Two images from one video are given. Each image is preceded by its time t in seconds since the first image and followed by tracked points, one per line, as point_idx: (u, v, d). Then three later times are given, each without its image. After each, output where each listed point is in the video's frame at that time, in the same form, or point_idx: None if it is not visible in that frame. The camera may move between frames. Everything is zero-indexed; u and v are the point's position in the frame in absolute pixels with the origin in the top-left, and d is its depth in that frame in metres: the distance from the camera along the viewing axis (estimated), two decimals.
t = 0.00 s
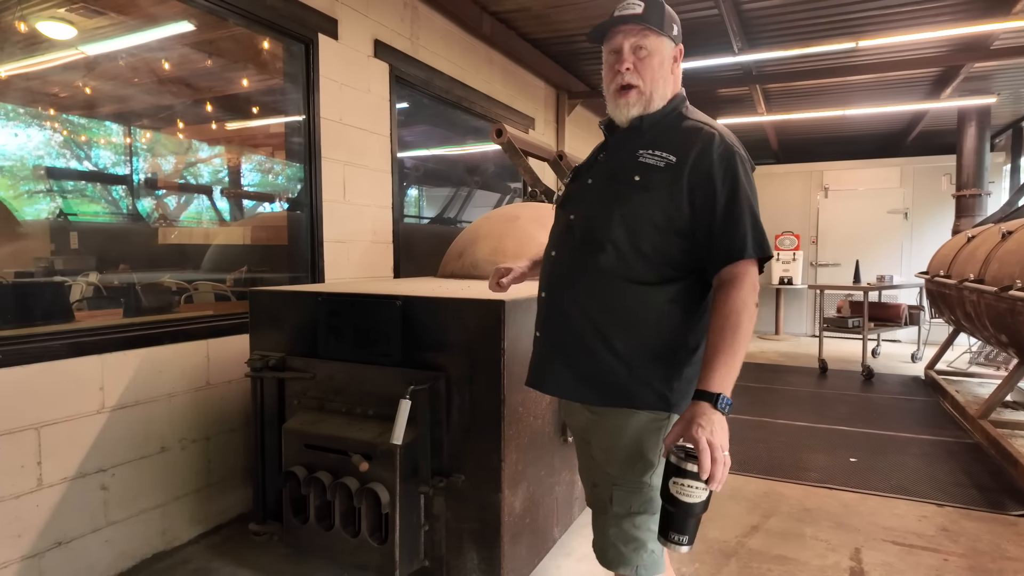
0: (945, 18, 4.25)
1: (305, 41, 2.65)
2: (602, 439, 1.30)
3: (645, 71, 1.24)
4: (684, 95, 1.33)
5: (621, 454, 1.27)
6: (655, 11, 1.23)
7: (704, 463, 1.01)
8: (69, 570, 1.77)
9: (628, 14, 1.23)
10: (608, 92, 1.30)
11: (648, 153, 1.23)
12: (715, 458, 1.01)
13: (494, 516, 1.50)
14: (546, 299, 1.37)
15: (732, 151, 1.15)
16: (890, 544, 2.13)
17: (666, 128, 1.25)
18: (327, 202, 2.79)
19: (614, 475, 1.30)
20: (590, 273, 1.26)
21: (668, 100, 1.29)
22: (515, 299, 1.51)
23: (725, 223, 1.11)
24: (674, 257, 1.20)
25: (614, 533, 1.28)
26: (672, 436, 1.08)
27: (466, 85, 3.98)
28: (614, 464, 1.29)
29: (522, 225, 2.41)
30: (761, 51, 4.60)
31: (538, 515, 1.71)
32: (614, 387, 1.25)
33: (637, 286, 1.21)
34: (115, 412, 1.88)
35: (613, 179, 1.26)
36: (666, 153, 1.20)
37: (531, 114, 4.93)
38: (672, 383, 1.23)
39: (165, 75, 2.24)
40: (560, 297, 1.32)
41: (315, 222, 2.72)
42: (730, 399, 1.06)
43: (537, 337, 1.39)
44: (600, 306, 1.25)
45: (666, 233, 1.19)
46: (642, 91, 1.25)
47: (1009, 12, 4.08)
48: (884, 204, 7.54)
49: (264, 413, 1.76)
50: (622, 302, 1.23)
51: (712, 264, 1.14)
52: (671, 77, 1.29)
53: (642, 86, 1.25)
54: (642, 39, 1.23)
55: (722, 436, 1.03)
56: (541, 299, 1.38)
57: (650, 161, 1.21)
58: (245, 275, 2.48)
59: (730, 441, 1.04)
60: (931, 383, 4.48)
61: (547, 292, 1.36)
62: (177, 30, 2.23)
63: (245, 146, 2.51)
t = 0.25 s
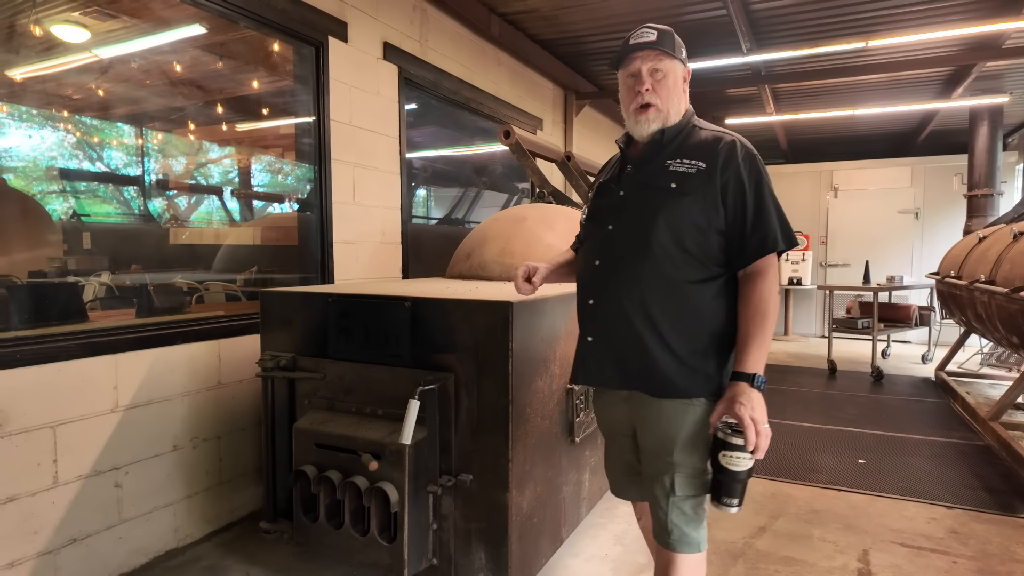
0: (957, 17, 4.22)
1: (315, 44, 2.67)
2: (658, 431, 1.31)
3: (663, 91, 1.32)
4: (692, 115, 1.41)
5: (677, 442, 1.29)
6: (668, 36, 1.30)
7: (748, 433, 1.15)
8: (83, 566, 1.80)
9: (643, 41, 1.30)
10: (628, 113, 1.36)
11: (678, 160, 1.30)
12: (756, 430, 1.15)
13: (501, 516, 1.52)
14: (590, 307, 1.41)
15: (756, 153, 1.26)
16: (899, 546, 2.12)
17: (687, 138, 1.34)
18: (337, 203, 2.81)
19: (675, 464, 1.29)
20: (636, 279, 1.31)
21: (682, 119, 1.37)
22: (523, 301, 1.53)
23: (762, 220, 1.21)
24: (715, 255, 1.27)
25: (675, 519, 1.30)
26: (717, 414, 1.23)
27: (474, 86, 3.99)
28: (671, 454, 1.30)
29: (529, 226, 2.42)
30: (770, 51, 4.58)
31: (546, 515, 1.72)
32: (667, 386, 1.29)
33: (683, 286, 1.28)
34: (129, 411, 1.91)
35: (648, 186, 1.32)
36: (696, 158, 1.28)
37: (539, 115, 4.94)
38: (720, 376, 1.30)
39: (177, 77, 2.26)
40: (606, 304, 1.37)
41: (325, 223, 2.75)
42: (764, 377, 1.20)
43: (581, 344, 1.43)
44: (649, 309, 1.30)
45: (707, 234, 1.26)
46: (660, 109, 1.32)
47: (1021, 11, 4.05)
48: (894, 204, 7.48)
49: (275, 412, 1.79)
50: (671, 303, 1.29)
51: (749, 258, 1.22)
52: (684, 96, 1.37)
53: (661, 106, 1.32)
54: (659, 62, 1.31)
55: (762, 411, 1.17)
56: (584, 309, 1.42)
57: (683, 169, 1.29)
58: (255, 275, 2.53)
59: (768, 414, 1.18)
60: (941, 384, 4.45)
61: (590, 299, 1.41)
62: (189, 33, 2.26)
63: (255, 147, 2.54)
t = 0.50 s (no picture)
0: (962, 18, 4.22)
1: (323, 47, 2.70)
2: (716, 420, 1.42)
3: (682, 96, 1.48)
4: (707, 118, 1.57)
5: (734, 430, 1.40)
6: (686, 46, 1.47)
7: (822, 416, 1.37)
8: (95, 563, 1.83)
9: (664, 49, 1.47)
10: (649, 115, 1.51)
11: (705, 162, 1.44)
12: (826, 412, 1.36)
13: (508, 515, 1.54)
14: (633, 304, 1.52)
15: (774, 151, 1.42)
16: (903, 546, 2.13)
17: (707, 140, 1.49)
18: (344, 205, 2.83)
19: (728, 452, 1.41)
20: (679, 273, 1.44)
21: (699, 121, 1.53)
22: (529, 302, 1.54)
23: (788, 212, 1.38)
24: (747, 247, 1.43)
25: (733, 504, 1.40)
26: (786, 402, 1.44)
27: (480, 88, 4.02)
28: (729, 442, 1.41)
29: (534, 228, 2.44)
30: (774, 53, 4.59)
31: (552, 515, 1.74)
32: (717, 372, 1.42)
33: (723, 277, 1.43)
34: (140, 411, 1.94)
35: (683, 189, 1.44)
36: (723, 160, 1.43)
37: (544, 116, 4.96)
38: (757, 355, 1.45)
39: (185, 79, 2.30)
40: (653, 300, 1.48)
41: (332, 225, 2.76)
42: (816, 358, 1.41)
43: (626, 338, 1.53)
44: (695, 301, 1.43)
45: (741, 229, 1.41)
46: (681, 112, 1.48)
47: None
48: (899, 205, 7.47)
49: (284, 412, 1.81)
50: (714, 295, 1.43)
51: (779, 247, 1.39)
52: (701, 101, 1.53)
53: (681, 108, 1.48)
54: (678, 70, 1.48)
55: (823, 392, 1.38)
56: (627, 307, 1.53)
57: (713, 170, 1.43)
58: (262, 275, 2.55)
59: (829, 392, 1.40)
60: (946, 386, 4.45)
61: (634, 297, 1.51)
62: (198, 35, 2.28)
63: (262, 148, 2.57)
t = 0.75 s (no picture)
0: (963, 21, 4.24)
1: (328, 51, 2.72)
2: (754, 422, 1.47)
3: (726, 97, 1.50)
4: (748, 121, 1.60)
5: (774, 429, 1.46)
6: (732, 50, 1.50)
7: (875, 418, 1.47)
8: (105, 561, 1.85)
9: (710, 52, 1.50)
10: (691, 116, 1.54)
11: (750, 165, 1.47)
12: (879, 413, 1.45)
13: (512, 513, 1.56)
14: (671, 300, 1.53)
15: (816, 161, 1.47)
16: (902, 545, 2.15)
17: (748, 145, 1.53)
18: (349, 207, 2.86)
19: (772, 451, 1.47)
20: (721, 273, 1.47)
21: (740, 123, 1.56)
22: (533, 304, 1.56)
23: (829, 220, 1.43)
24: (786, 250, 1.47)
25: (785, 496, 1.47)
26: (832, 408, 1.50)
27: (483, 90, 4.04)
28: (771, 441, 1.46)
29: (537, 230, 2.46)
30: (776, 55, 4.61)
31: (555, 514, 1.76)
32: (752, 370, 1.46)
33: (763, 279, 1.47)
34: (149, 410, 1.97)
35: (728, 190, 1.47)
36: (768, 165, 1.46)
37: (547, 118, 4.99)
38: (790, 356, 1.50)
39: (189, 80, 2.35)
40: (692, 298, 1.50)
41: (337, 226, 2.79)
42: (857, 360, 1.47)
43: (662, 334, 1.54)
44: (735, 301, 1.47)
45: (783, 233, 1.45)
46: (723, 113, 1.51)
47: None
48: (900, 206, 7.49)
49: (290, 412, 1.83)
50: (754, 296, 1.47)
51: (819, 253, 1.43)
52: (744, 105, 1.56)
53: (725, 110, 1.51)
54: (723, 71, 1.50)
55: (870, 395, 1.46)
56: (665, 303, 1.54)
57: (758, 173, 1.46)
58: (265, 276, 2.57)
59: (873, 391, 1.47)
60: (946, 387, 4.46)
61: (672, 294, 1.53)
62: (203, 38, 2.31)
63: (265, 149, 2.62)
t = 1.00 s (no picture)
0: (962, 23, 4.27)
1: (332, 54, 2.75)
2: (806, 423, 1.51)
3: (792, 103, 1.51)
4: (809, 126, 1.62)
5: (826, 431, 1.51)
6: (801, 55, 1.51)
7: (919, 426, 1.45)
8: (113, 559, 1.88)
9: (778, 56, 1.51)
10: (755, 120, 1.56)
11: (815, 172, 1.49)
12: (923, 420, 1.45)
13: (515, 511, 1.58)
14: (734, 306, 1.55)
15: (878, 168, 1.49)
16: (900, 544, 2.18)
17: (809, 151, 1.54)
18: (352, 208, 2.88)
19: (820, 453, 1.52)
20: (786, 279, 1.49)
21: (803, 130, 1.58)
22: (536, 305, 1.59)
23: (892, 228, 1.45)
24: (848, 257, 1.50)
25: (826, 496, 1.52)
26: (873, 413, 1.50)
27: (485, 92, 4.07)
28: (821, 442, 1.51)
29: (539, 231, 2.49)
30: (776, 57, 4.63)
31: (557, 513, 1.78)
32: (814, 375, 1.50)
33: (826, 286, 1.49)
34: (156, 410, 1.99)
35: (794, 197, 1.48)
36: (833, 172, 1.48)
37: (548, 119, 5.01)
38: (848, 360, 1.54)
39: (193, 82, 2.40)
40: (758, 304, 1.52)
41: (341, 228, 2.81)
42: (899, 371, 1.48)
43: (724, 339, 1.57)
44: (801, 308, 1.49)
45: (847, 240, 1.48)
46: (788, 119, 1.52)
47: None
48: (900, 206, 7.51)
49: (296, 412, 1.86)
50: (819, 302, 1.49)
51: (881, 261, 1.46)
52: (807, 110, 1.57)
53: (789, 116, 1.52)
54: (792, 78, 1.51)
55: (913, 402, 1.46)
56: (728, 307, 1.56)
57: (823, 180, 1.47)
58: (267, 276, 2.58)
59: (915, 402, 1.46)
60: (945, 387, 4.48)
61: (737, 299, 1.54)
62: (208, 41, 2.33)
63: (267, 149, 2.65)
